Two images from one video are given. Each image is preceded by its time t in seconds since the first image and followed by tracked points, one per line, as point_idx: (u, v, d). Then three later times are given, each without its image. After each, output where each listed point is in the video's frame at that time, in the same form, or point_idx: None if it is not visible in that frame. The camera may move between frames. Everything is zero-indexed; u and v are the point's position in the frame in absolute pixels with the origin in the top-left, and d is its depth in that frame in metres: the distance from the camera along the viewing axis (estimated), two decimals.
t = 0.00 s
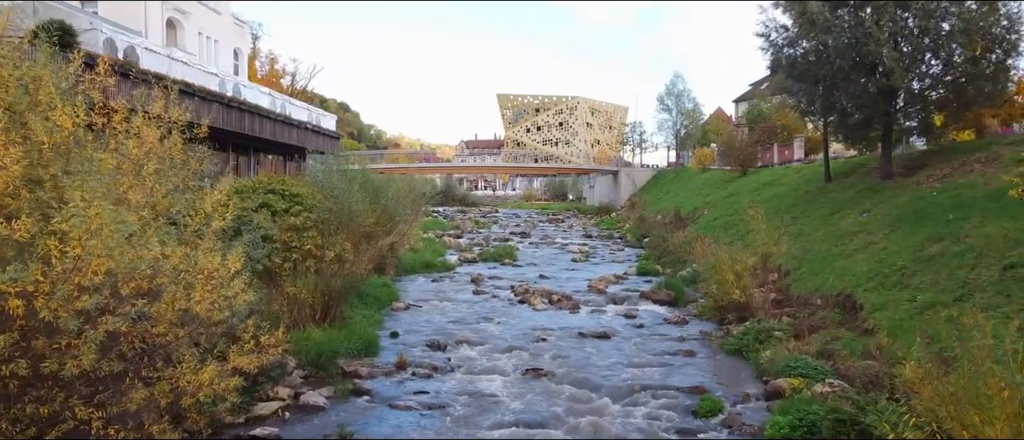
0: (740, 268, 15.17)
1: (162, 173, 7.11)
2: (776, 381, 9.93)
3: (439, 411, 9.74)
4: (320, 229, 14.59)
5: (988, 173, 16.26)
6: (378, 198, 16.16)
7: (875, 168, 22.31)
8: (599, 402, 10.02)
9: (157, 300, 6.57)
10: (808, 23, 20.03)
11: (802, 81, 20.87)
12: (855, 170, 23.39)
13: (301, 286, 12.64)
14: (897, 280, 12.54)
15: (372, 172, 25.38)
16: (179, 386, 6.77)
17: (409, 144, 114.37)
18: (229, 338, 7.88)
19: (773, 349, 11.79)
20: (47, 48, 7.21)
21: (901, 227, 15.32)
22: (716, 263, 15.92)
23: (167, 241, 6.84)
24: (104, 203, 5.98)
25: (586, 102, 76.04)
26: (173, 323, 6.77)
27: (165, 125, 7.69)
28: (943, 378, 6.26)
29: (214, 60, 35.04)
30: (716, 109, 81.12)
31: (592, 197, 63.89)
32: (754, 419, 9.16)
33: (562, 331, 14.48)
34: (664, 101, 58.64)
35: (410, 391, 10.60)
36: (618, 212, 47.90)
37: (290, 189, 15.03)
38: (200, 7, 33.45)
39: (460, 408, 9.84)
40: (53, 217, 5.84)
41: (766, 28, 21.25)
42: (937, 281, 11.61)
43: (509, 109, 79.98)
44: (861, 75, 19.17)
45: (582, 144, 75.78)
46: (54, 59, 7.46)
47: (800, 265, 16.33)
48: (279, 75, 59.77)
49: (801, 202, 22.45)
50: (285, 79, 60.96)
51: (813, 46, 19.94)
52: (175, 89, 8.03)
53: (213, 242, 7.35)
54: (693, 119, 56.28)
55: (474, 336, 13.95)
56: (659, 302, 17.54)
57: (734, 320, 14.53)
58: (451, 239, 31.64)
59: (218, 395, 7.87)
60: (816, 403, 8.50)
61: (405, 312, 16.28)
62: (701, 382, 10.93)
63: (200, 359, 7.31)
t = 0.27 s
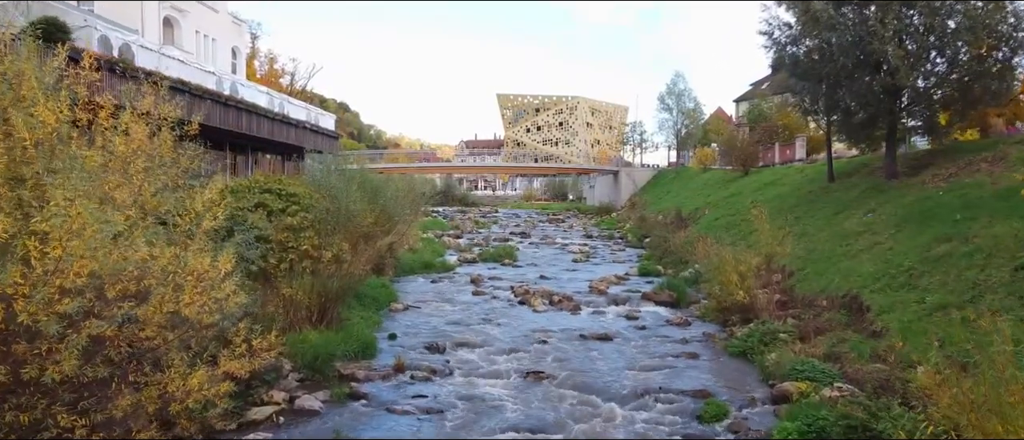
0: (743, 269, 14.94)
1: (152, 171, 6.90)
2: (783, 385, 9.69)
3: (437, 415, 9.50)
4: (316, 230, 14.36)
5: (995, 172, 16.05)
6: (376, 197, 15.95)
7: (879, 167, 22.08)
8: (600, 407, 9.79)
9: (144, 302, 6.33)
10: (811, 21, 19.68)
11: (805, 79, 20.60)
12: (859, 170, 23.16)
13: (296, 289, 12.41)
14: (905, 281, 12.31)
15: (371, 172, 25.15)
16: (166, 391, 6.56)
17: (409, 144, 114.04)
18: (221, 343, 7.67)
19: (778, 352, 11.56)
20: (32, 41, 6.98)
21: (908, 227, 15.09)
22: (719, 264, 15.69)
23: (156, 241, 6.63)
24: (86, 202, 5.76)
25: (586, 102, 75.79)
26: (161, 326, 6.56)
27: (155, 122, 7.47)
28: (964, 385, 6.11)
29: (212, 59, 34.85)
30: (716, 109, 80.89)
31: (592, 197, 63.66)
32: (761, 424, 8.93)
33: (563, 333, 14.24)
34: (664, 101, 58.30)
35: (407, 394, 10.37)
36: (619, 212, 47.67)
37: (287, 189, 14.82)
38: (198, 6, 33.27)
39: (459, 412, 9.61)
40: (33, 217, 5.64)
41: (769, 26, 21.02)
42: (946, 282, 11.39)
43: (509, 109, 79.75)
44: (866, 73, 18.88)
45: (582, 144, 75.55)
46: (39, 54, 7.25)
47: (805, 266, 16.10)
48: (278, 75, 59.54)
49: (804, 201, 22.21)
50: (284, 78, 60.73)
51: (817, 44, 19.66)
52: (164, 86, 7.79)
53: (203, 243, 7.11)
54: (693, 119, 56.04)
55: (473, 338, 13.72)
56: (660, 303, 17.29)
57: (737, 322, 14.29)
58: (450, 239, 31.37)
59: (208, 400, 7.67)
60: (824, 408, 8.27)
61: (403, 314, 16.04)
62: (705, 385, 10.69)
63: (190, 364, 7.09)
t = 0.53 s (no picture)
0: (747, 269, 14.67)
1: (141, 169, 6.72)
2: (790, 389, 9.46)
3: (436, 419, 9.27)
4: (313, 230, 14.15)
5: (1003, 171, 15.83)
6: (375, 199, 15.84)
7: (883, 167, 21.87)
8: (602, 412, 9.56)
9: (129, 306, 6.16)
10: (814, 18, 19.33)
11: (809, 77, 20.31)
12: (863, 170, 22.91)
13: (291, 290, 12.19)
14: (914, 282, 12.09)
15: (371, 171, 24.89)
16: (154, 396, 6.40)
17: (409, 144, 113.69)
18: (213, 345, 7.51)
19: (784, 354, 11.33)
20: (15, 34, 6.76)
21: (915, 227, 14.86)
22: (723, 264, 15.44)
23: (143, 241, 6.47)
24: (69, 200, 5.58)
25: (586, 102, 75.52)
26: (149, 329, 6.40)
27: (143, 118, 7.28)
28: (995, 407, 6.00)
29: (210, 58, 34.61)
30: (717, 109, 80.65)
31: (592, 198, 63.41)
32: (768, 430, 8.69)
33: (564, 335, 14.00)
34: (665, 101, 57.93)
35: (406, 398, 10.14)
36: (619, 212, 47.42)
37: (285, 189, 14.65)
38: (195, 4, 33.04)
39: (458, 416, 9.37)
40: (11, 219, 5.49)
41: (772, 24, 20.76)
42: (955, 283, 11.18)
43: (509, 109, 79.53)
44: (870, 71, 18.61)
45: (583, 144, 75.32)
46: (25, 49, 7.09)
47: (809, 267, 15.87)
48: (278, 75, 59.29)
49: (807, 201, 21.95)
50: (284, 78, 60.48)
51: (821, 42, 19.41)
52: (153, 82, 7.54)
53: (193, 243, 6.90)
54: (694, 119, 55.83)
55: (473, 340, 13.48)
56: (663, 304, 17.04)
57: (742, 324, 14.05)
58: (450, 239, 31.08)
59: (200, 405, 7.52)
60: (834, 413, 8.04)
61: (402, 315, 15.80)
62: (710, 389, 10.45)
63: (181, 367, 6.91)
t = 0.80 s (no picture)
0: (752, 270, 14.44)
1: (129, 167, 6.51)
2: (798, 392, 9.22)
3: (435, 424, 9.02)
4: (310, 229, 13.88)
5: (1011, 170, 15.60)
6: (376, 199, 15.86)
7: (887, 166, 21.64)
8: (605, 416, 9.32)
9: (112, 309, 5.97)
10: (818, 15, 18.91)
11: (813, 75, 20.01)
12: (866, 169, 22.66)
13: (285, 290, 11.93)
14: (923, 282, 11.86)
15: (370, 171, 24.66)
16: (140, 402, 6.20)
17: (408, 144, 113.42)
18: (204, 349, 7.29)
19: (791, 356, 11.09)
20: None
21: (922, 227, 14.61)
22: (727, 265, 15.19)
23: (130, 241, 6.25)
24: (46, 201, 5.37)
25: (586, 102, 75.28)
26: (135, 332, 6.18)
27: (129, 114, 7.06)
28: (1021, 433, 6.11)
29: (207, 57, 34.37)
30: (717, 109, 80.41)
31: (592, 197, 63.17)
32: (776, 435, 8.45)
33: (565, 336, 13.76)
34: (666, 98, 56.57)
35: (404, 401, 9.90)
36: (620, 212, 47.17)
37: (281, 189, 14.41)
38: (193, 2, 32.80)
39: (457, 421, 9.13)
40: None
41: (776, 21, 20.50)
42: (965, 285, 10.96)
43: (509, 108, 79.24)
44: (875, 69, 18.25)
45: (583, 144, 75.08)
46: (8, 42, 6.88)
47: (814, 267, 15.64)
48: (277, 74, 58.99)
49: (811, 201, 21.70)
50: (283, 77, 60.16)
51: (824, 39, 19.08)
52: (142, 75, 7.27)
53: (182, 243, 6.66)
54: (695, 119, 55.57)
55: (473, 342, 13.24)
56: (665, 305, 16.78)
57: (746, 325, 13.81)
58: (449, 239, 30.81)
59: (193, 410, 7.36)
60: (845, 419, 7.80)
61: (401, 316, 15.56)
62: (715, 392, 10.21)
63: (170, 371, 6.71)
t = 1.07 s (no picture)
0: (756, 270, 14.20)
1: (116, 164, 6.30)
2: (806, 396, 9.00)
3: (433, 430, 8.78)
4: (307, 229, 13.66)
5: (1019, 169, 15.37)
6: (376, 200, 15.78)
7: (892, 165, 21.41)
8: (608, 421, 9.07)
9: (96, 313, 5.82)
10: (822, 11, 18.96)
11: (817, 74, 19.79)
12: (871, 168, 22.40)
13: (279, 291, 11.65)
14: (932, 283, 11.62)
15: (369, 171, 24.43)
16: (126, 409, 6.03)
17: (408, 144, 113.11)
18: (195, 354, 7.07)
19: (797, 359, 10.84)
20: None
21: (928, 227, 14.36)
22: (730, 265, 14.95)
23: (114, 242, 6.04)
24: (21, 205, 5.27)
25: (587, 102, 74.98)
26: (122, 336, 6.00)
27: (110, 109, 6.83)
28: None
29: (205, 55, 34.15)
30: (718, 109, 80.15)
31: (593, 198, 62.91)
32: None
33: (566, 338, 13.52)
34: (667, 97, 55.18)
35: (401, 405, 9.66)
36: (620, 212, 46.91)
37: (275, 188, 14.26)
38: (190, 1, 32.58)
39: (456, 426, 8.89)
40: None
41: (779, 19, 20.29)
42: (976, 286, 10.73)
43: (509, 108, 78.95)
44: (880, 66, 18.22)
45: (583, 144, 74.86)
46: None
47: (819, 268, 15.40)
48: (276, 74, 58.68)
49: (814, 201, 21.45)
50: (282, 77, 59.87)
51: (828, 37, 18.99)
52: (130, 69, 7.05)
53: (170, 243, 6.46)
54: (696, 118, 55.32)
55: (472, 344, 12.99)
56: (668, 306, 16.53)
57: (750, 327, 13.57)
58: (449, 239, 30.55)
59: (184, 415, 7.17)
60: (856, 425, 7.56)
61: (400, 318, 15.32)
62: (720, 396, 9.97)
63: (159, 375, 6.53)
